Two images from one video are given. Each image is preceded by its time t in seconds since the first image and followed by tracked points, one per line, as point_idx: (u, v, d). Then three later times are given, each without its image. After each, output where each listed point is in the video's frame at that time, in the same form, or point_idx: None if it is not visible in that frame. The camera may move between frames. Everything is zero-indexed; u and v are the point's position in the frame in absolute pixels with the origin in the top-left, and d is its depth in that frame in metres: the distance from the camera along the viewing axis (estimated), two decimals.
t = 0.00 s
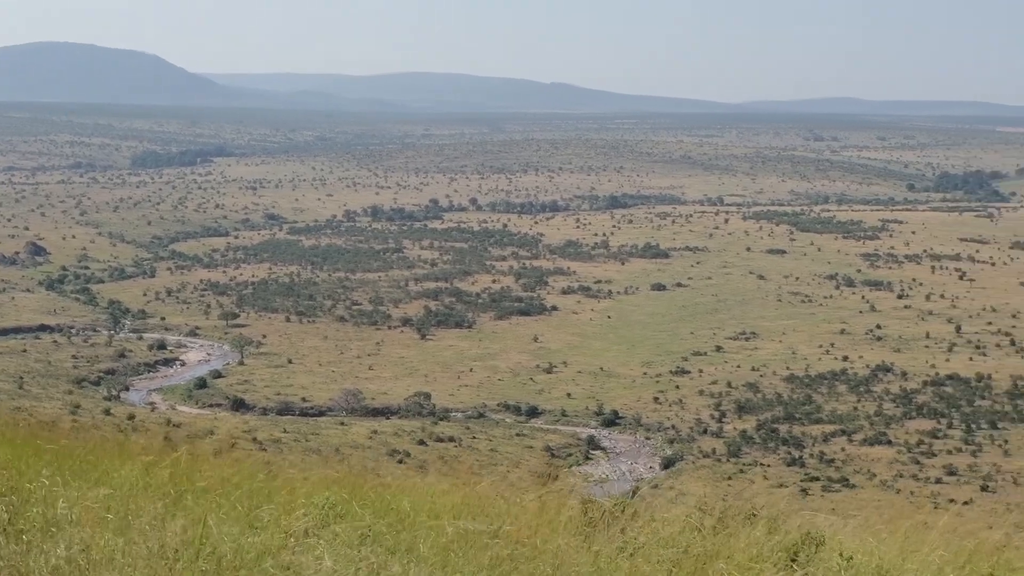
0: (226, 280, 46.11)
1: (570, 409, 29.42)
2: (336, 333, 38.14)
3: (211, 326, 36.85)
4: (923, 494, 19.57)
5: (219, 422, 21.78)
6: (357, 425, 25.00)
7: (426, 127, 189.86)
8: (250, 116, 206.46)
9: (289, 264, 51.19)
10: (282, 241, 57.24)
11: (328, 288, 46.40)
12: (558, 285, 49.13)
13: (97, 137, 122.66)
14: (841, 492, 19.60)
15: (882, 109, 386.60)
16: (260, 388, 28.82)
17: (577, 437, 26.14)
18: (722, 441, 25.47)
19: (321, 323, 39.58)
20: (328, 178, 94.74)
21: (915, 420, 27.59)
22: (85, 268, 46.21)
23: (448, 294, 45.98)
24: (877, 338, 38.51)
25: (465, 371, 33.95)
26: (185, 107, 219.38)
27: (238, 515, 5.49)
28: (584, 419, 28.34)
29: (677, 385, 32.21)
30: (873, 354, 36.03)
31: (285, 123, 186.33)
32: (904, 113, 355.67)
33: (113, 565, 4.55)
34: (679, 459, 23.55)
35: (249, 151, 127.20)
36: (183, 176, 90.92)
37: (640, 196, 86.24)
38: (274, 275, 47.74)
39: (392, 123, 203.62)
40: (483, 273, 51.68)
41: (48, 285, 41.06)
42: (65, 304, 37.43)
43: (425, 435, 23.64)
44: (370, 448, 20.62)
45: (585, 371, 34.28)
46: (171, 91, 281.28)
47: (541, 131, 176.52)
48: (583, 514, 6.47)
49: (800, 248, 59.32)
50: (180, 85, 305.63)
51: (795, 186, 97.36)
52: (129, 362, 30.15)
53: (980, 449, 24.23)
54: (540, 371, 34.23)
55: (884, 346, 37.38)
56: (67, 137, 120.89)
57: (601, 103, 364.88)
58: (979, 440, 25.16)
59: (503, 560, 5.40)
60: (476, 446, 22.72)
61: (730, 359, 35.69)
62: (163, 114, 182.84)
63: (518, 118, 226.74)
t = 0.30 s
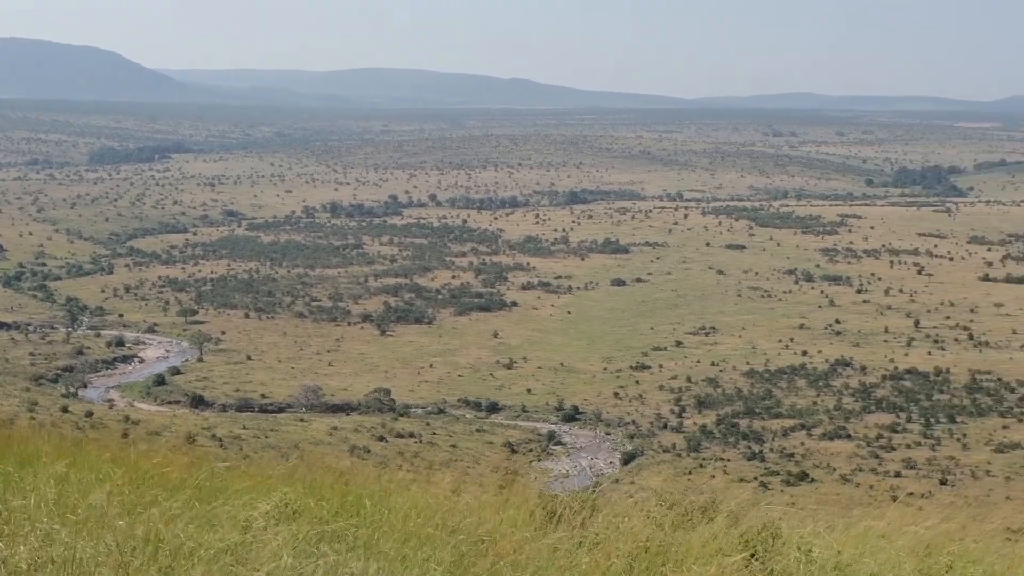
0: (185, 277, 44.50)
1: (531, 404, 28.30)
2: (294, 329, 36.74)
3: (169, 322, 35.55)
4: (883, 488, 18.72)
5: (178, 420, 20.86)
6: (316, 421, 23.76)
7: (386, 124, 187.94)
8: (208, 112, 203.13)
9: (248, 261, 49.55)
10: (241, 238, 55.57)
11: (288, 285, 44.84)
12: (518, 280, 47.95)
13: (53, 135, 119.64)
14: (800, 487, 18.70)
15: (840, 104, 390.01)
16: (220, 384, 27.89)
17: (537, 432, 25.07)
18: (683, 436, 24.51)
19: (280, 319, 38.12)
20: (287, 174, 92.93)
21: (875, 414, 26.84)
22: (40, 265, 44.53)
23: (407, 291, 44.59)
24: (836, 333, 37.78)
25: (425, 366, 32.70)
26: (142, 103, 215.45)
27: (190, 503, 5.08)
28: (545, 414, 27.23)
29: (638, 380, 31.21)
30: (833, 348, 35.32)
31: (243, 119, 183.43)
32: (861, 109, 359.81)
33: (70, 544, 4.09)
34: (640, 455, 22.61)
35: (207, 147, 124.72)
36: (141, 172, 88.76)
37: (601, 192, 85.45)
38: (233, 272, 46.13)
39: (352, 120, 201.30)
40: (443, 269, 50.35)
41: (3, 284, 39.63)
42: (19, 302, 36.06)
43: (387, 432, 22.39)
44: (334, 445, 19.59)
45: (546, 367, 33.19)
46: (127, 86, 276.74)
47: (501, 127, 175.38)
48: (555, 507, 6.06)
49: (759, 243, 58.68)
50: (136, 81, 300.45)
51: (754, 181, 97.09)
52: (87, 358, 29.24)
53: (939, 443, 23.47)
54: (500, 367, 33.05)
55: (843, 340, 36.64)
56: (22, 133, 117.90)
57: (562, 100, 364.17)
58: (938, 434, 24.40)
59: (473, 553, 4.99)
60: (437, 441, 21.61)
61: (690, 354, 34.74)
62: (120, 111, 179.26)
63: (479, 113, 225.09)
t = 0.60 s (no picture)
0: (148, 272, 43.16)
1: (495, 399, 27.34)
2: (258, 325, 35.57)
3: (132, 319, 34.60)
4: (846, 482, 18.02)
5: (141, 415, 20.23)
6: (279, 417, 22.66)
7: (349, 119, 186.00)
8: (168, 107, 199.81)
9: (210, 257, 48.15)
10: (204, 233, 54.13)
11: (251, 280, 43.49)
12: (482, 275, 46.93)
13: (11, 130, 116.89)
14: (764, 481, 17.88)
15: (801, 100, 392.48)
16: (183, 380, 27.21)
17: (501, 427, 24.10)
18: (647, 431, 23.70)
19: (243, 315, 36.89)
20: (249, 169, 91.26)
21: (839, 408, 26.22)
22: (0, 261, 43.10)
23: (371, 286, 43.40)
24: (799, 327, 37.16)
25: (389, 362, 31.63)
26: (102, 98, 211.62)
27: (143, 513, 4.80)
28: (509, 409, 26.29)
29: (602, 375, 30.36)
30: (797, 342, 34.71)
31: (205, 115, 180.67)
32: (823, 104, 362.96)
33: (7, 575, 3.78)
34: (604, 450, 21.78)
35: (169, 143, 122.25)
36: (102, 168, 86.89)
37: (566, 187, 84.73)
38: (195, 267, 44.70)
39: (315, 115, 199.01)
40: (407, 265, 49.17)
41: None
42: None
43: (351, 427, 21.27)
44: (297, 440, 18.68)
45: (510, 361, 32.28)
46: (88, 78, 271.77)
47: (464, 122, 174.19)
48: (531, 505, 5.79)
49: (723, 237, 58.14)
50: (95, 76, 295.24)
51: (717, 175, 96.80)
52: (49, 356, 28.75)
53: (902, 436, 22.82)
54: (464, 362, 32.06)
55: (807, 335, 36.00)
56: None
57: (527, 95, 362.74)
58: (901, 428, 23.75)
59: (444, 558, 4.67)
60: (401, 437, 20.59)
61: (654, 348, 33.96)
62: (79, 106, 175.85)
63: (442, 108, 223.37)
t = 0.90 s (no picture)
0: (114, 268, 41.87)
1: (463, 394, 26.49)
2: (225, 320, 34.47)
3: (99, 315, 33.46)
4: (812, 476, 17.37)
5: (106, 412, 19.25)
6: (247, 413, 21.65)
7: (315, 114, 183.93)
8: (131, 102, 196.50)
9: (176, 253, 46.83)
10: (171, 229, 52.72)
11: (218, 275, 42.23)
12: (449, 271, 46.00)
13: None
14: (732, 475, 17.19)
15: (767, 96, 394.45)
16: (150, 377, 26.12)
17: (469, 423, 23.26)
18: (614, 426, 22.96)
19: (210, 311, 35.75)
20: (216, 165, 89.56)
21: (806, 402, 25.63)
22: None
23: (338, 282, 42.33)
24: (766, 322, 36.63)
25: (357, 357, 30.67)
26: (64, 94, 207.63)
27: (107, 515, 4.33)
28: (477, 404, 25.43)
29: (569, 370, 29.58)
30: (764, 337, 34.15)
31: (169, 110, 177.88)
32: (790, 100, 364.76)
33: None
34: (572, 445, 21.02)
35: (134, 138, 119.88)
36: (66, 164, 84.86)
37: (533, 182, 84.00)
38: (162, 264, 43.39)
39: (280, 110, 196.60)
40: (375, 260, 48.09)
41: None
42: None
43: (319, 423, 20.32)
44: (264, 435, 17.76)
45: (478, 357, 31.42)
46: (50, 71, 266.84)
47: (430, 117, 172.92)
48: (503, 496, 5.50)
49: (690, 232, 57.60)
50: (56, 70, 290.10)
51: (684, 170, 96.54)
52: (14, 352, 27.78)
53: (867, 430, 22.27)
54: (432, 358, 31.15)
55: (774, 329, 35.46)
56: None
57: (495, 91, 361.53)
58: (868, 422, 23.21)
59: (415, 539, 4.36)
60: (370, 432, 19.70)
61: (621, 344, 33.25)
62: (40, 100, 172.35)
63: (408, 104, 221.68)
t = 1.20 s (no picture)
0: (82, 265, 40.64)
1: (433, 390, 25.72)
2: (195, 317, 33.47)
3: (66, 311, 32.38)
4: (782, 471, 16.80)
5: (74, 408, 18.37)
6: (216, 409, 20.77)
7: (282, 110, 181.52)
8: (96, 98, 192.90)
9: (144, 248, 45.59)
10: (139, 225, 51.40)
11: (186, 272, 41.05)
12: (418, 267, 45.12)
13: None
14: (703, 469, 16.65)
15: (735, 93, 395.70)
16: (118, 373, 25.14)
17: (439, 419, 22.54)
18: (584, 421, 22.32)
19: (179, 307, 34.70)
20: (184, 160, 87.81)
21: (776, 397, 25.13)
22: None
23: (307, 278, 41.35)
24: (736, 316, 36.16)
25: (327, 354, 29.80)
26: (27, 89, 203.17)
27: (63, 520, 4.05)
28: (446, 400, 24.67)
29: (539, 366, 28.89)
30: (734, 332, 33.67)
31: (135, 105, 174.84)
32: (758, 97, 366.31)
33: None
34: (541, 440, 20.34)
35: (101, 134, 117.50)
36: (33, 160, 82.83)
37: (503, 177, 83.17)
38: (130, 260, 42.22)
39: (248, 106, 193.81)
40: (344, 256, 47.10)
41: None
42: None
43: (289, 418, 19.59)
44: (234, 431, 16.94)
45: (448, 352, 30.65)
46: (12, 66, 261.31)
47: (399, 113, 171.34)
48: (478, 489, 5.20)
49: (660, 228, 57.09)
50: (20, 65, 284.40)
51: (653, 166, 96.13)
52: None
53: (837, 424, 21.79)
54: (401, 354, 30.34)
55: (743, 324, 34.97)
56: None
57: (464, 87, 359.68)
58: (836, 416, 22.73)
59: (375, 544, 4.08)
60: (340, 428, 18.95)
61: (591, 339, 32.61)
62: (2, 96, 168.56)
63: (376, 100, 219.84)
